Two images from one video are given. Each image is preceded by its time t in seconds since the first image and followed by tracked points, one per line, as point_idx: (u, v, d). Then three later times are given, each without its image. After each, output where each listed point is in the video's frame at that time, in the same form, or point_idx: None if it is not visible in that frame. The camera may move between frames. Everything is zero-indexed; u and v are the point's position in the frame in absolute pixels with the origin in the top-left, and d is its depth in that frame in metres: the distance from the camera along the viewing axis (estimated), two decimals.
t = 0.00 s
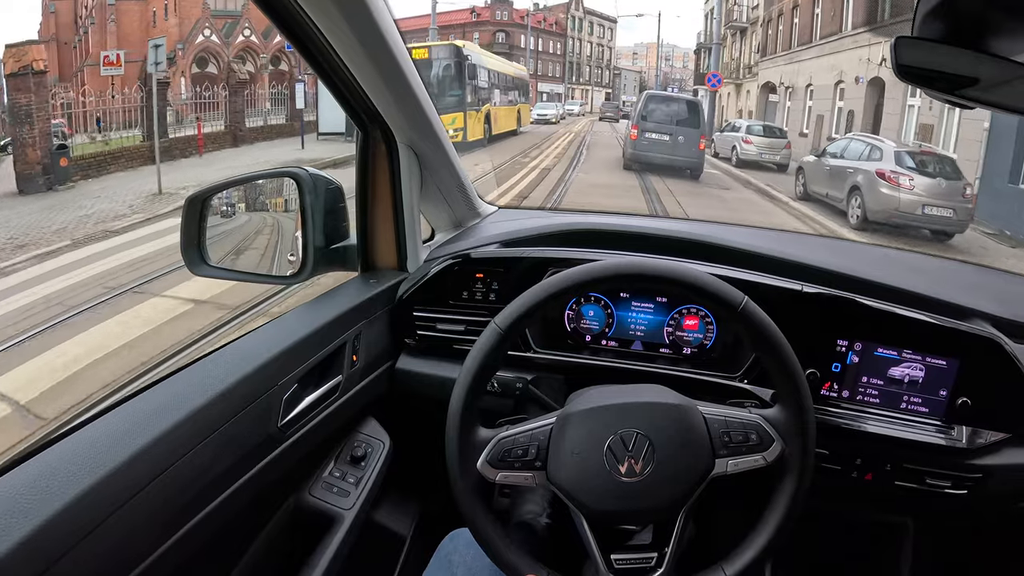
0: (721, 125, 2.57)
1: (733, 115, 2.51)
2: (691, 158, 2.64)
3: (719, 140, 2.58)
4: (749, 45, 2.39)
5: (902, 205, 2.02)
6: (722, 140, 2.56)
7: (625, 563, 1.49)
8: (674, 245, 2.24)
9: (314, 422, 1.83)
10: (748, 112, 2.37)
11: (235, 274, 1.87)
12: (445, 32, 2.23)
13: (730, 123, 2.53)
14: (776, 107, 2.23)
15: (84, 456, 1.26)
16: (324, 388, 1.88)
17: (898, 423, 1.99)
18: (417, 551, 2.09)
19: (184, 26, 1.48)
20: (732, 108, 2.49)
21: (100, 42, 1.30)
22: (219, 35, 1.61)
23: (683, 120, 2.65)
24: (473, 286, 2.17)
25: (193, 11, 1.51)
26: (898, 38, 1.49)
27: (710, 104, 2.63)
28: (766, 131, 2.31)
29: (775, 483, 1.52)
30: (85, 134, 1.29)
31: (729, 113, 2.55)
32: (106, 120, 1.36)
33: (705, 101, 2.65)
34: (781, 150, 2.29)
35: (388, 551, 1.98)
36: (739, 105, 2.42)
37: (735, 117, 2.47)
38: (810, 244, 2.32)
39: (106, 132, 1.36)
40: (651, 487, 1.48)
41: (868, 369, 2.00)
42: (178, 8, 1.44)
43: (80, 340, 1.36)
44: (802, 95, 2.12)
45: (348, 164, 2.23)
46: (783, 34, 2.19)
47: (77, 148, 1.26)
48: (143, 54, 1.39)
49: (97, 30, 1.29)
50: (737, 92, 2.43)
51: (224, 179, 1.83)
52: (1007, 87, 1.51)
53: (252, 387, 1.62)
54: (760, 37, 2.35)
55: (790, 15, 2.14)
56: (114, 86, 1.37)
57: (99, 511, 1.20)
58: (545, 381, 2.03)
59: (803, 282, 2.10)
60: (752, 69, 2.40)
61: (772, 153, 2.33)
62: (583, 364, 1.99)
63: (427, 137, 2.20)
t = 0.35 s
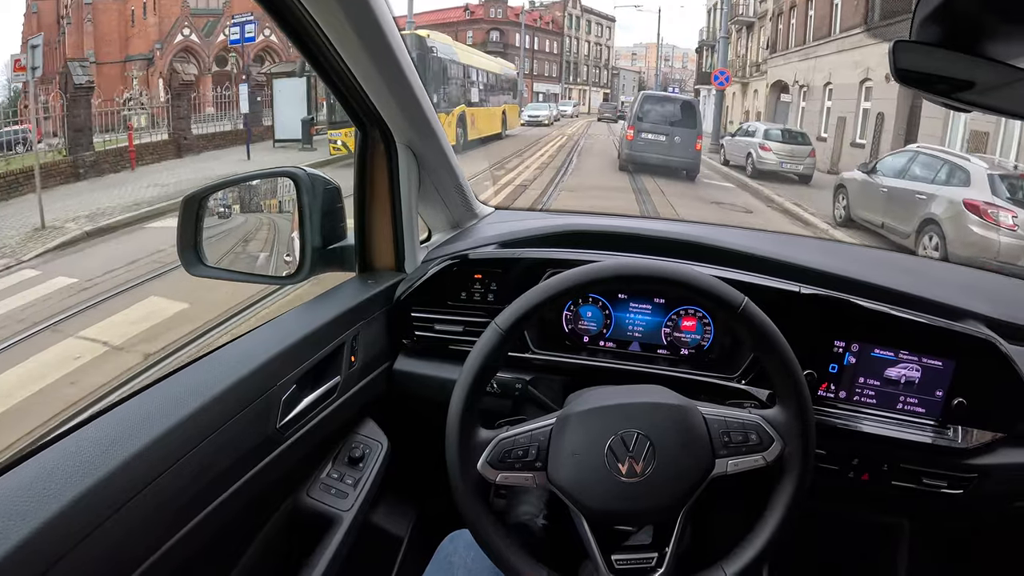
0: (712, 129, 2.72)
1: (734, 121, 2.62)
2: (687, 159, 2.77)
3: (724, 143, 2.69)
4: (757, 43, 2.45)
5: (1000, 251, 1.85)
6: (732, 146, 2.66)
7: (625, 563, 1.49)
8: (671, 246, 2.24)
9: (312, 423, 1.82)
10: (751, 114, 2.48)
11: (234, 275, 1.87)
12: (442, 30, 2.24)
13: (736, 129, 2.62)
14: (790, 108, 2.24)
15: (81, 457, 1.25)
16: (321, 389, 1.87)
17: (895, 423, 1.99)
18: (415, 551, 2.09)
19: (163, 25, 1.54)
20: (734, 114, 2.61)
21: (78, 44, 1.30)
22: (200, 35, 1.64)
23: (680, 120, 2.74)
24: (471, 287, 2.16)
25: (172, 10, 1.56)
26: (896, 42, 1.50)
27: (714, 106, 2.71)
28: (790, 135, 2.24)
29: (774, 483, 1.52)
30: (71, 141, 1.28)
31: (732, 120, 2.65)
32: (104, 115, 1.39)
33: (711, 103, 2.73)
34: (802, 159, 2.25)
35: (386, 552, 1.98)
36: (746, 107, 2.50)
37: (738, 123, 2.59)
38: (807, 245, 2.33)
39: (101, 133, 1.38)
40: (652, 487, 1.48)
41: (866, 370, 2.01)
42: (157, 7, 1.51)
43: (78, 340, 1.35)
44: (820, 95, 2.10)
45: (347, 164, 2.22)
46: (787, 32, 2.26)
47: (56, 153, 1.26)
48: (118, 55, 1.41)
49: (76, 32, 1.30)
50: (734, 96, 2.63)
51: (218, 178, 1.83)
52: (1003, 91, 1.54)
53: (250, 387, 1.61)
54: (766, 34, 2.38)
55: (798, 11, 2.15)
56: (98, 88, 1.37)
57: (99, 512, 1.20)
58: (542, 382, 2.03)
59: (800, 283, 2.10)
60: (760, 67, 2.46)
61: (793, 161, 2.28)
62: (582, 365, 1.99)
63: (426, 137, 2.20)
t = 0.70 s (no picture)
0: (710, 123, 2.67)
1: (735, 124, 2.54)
2: (681, 161, 2.75)
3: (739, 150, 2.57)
4: (767, 39, 2.45)
5: None
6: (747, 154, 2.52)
7: (604, 563, 1.49)
8: (656, 246, 2.25)
9: (296, 422, 1.83)
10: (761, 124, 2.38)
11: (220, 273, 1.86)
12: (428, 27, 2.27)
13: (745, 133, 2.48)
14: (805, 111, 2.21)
15: (62, 455, 1.25)
16: (305, 387, 1.88)
17: (878, 423, 2.00)
18: (400, 550, 2.09)
19: (143, 23, 1.49)
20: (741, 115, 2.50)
21: (53, 42, 1.38)
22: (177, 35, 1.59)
23: (673, 123, 2.72)
24: (455, 286, 2.17)
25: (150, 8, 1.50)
26: (879, 42, 1.52)
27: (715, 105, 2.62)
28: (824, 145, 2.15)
29: (753, 484, 1.52)
30: (59, 138, 1.37)
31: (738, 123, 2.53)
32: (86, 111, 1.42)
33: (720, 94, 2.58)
34: (836, 172, 2.19)
35: (370, 551, 1.98)
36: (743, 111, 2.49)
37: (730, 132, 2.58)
38: (793, 246, 2.33)
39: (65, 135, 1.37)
40: (631, 487, 1.48)
41: (849, 370, 2.01)
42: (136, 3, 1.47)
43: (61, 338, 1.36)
44: (843, 96, 2.03)
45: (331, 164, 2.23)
46: (800, 28, 2.23)
47: (33, 153, 1.29)
48: (94, 54, 1.42)
49: (51, 29, 1.38)
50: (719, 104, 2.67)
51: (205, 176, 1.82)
52: (989, 91, 1.57)
53: (233, 386, 1.61)
54: (776, 32, 2.41)
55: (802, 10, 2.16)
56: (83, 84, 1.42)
57: (78, 511, 1.20)
58: (526, 381, 2.03)
59: (784, 283, 2.11)
60: (771, 66, 2.38)
61: (825, 175, 2.23)
62: (566, 365, 2.00)
63: (410, 137, 2.20)
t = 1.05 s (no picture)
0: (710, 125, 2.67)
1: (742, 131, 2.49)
2: (679, 162, 2.69)
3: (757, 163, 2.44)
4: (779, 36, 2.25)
5: None
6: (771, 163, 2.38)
7: (591, 563, 1.49)
8: (649, 249, 2.25)
9: (289, 424, 1.83)
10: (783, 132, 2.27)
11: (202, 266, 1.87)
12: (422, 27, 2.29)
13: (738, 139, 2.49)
14: (827, 113, 2.11)
15: (55, 459, 1.25)
16: (298, 390, 1.88)
17: (869, 424, 2.01)
18: (393, 551, 2.10)
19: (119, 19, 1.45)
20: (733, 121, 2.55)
21: (25, 40, 1.22)
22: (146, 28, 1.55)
23: (669, 122, 2.72)
24: (447, 288, 2.17)
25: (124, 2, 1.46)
26: (869, 44, 1.54)
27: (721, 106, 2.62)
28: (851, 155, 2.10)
29: (743, 491, 1.52)
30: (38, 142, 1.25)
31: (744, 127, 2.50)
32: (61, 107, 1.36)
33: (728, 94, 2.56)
34: (892, 194, 2.13)
35: (363, 553, 1.99)
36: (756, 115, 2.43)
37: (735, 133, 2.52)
38: (784, 247, 2.35)
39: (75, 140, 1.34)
40: (622, 488, 1.49)
41: (840, 371, 2.02)
42: None
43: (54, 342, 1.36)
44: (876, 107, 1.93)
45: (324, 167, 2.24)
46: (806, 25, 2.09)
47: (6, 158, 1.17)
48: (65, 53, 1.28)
49: (24, 26, 1.22)
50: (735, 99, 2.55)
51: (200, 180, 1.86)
52: (977, 93, 1.59)
53: (226, 389, 1.62)
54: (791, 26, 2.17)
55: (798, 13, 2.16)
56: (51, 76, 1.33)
57: (72, 514, 1.20)
58: (518, 383, 2.04)
59: (775, 285, 2.12)
60: (784, 64, 2.25)
61: (875, 198, 2.17)
62: (557, 367, 2.01)
63: (403, 141, 2.21)
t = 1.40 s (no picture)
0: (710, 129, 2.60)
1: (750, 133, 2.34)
2: (676, 163, 2.64)
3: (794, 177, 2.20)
4: (797, 29, 2.03)
5: None
6: (814, 180, 2.13)
7: (603, 561, 1.48)
8: (656, 248, 2.25)
9: (297, 424, 1.81)
10: (802, 136, 2.18)
11: (209, 256, 1.88)
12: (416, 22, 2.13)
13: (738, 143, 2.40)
14: (860, 116, 2.01)
15: (63, 463, 1.23)
16: (306, 390, 1.86)
17: (875, 423, 2.02)
18: (401, 551, 2.09)
19: None
20: (740, 127, 2.42)
21: None
22: None
23: (667, 124, 2.70)
24: (456, 287, 2.16)
25: None
26: (880, 48, 1.54)
27: (730, 107, 2.50)
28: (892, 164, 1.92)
29: (755, 493, 1.51)
30: None
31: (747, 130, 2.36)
32: None
33: (737, 95, 2.45)
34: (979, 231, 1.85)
35: (371, 552, 1.98)
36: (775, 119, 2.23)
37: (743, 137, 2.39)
38: (790, 247, 2.35)
39: None
40: (637, 487, 1.49)
41: (847, 371, 2.03)
42: None
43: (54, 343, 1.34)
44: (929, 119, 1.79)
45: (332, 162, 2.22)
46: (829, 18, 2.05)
47: None
48: None
49: None
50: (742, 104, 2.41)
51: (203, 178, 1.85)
52: (983, 98, 1.60)
53: (233, 390, 1.59)
54: (813, 18, 1.99)
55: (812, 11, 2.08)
56: None
57: (82, 517, 1.19)
58: (527, 382, 2.03)
59: (783, 285, 2.12)
60: (803, 60, 2.05)
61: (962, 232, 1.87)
62: (566, 365, 2.00)
63: (413, 138, 2.20)
